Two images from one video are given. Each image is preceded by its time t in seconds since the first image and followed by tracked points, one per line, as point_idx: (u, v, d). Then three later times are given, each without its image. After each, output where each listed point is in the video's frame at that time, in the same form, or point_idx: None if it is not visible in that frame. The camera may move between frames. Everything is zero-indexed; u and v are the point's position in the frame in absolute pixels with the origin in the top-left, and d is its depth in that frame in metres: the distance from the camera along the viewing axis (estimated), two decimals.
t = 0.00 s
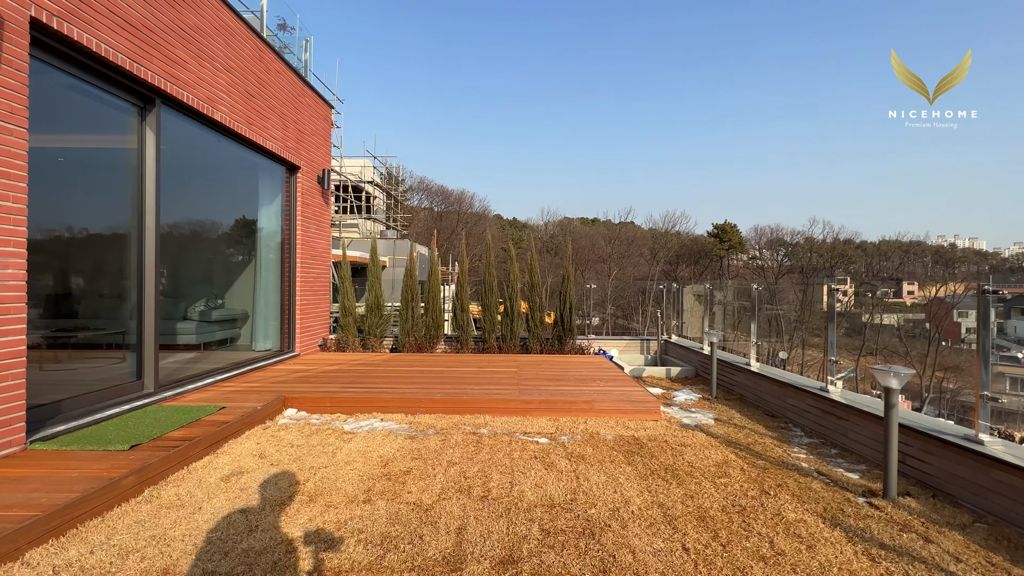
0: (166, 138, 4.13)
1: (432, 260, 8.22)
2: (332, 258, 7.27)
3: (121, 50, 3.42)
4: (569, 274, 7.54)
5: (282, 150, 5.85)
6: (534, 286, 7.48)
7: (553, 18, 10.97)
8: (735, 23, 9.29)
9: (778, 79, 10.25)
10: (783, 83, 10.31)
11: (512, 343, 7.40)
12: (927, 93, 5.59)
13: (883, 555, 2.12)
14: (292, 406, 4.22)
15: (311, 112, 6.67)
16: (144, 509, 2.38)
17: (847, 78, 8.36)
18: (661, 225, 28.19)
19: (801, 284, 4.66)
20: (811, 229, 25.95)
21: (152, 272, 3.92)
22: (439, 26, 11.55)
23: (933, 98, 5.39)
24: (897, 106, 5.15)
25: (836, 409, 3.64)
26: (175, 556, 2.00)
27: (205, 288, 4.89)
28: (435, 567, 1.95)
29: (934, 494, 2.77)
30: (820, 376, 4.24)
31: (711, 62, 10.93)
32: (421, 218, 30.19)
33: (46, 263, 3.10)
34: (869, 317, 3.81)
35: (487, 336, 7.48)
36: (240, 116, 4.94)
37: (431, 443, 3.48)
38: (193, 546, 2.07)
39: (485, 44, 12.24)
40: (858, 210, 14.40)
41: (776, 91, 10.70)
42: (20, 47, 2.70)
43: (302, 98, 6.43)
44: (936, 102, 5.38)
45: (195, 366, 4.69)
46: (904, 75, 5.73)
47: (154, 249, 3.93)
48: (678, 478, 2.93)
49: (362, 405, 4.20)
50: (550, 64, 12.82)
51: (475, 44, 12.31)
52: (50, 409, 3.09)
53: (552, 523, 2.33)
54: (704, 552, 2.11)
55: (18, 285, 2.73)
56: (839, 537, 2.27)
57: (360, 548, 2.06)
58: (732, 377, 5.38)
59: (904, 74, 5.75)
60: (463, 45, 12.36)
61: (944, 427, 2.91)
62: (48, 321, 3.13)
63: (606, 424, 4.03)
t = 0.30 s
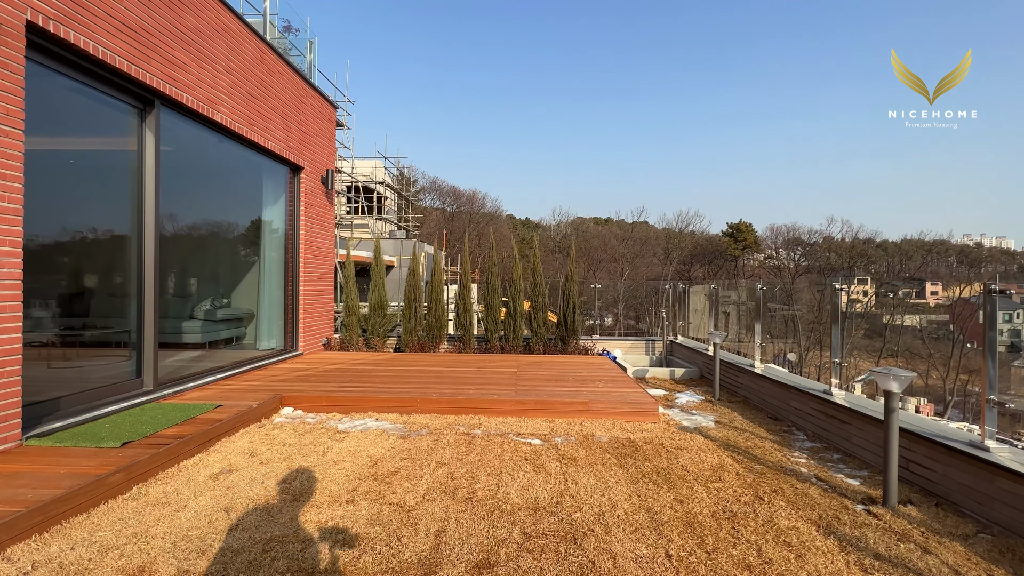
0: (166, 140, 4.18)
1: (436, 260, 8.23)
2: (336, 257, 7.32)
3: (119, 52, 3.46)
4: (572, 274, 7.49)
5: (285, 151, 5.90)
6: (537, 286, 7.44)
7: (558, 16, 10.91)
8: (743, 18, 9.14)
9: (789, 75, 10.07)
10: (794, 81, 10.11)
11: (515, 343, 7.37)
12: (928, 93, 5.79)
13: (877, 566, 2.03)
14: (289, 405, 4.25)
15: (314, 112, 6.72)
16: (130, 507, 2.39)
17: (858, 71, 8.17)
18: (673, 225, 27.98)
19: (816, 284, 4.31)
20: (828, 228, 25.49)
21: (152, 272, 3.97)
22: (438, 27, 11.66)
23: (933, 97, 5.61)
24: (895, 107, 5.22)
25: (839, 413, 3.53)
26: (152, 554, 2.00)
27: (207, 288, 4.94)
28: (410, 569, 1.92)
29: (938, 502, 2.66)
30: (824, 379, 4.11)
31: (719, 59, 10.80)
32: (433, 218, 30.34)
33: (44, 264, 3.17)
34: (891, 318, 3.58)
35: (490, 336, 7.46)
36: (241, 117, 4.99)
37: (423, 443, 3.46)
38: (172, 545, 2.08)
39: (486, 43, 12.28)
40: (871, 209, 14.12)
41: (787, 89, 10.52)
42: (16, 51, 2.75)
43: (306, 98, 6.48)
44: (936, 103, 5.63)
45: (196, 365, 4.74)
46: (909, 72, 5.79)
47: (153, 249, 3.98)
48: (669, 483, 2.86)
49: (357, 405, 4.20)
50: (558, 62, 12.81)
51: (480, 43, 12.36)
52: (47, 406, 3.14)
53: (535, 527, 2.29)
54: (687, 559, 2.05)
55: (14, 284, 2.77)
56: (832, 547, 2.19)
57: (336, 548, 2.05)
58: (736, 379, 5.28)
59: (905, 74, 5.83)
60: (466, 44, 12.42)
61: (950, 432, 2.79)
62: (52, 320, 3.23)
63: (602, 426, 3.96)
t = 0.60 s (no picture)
0: (170, 142, 4.24)
1: (441, 260, 8.25)
2: (342, 258, 7.38)
3: (122, 57, 3.54)
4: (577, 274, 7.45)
5: (290, 152, 5.96)
6: (542, 286, 7.41)
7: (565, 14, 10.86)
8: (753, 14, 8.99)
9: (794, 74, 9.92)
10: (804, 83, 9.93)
11: (519, 343, 7.36)
12: (929, 92, 5.83)
13: None
14: (289, 404, 4.30)
15: (320, 114, 6.79)
16: (123, 504, 2.43)
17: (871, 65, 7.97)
18: (688, 224, 27.71)
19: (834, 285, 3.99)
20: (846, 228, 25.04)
21: (159, 272, 4.04)
22: (438, 27, 11.71)
23: (933, 97, 5.64)
24: (896, 108, 5.20)
25: (844, 417, 3.43)
26: (138, 551, 2.03)
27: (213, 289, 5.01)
28: (390, 571, 1.91)
29: (942, 511, 2.57)
30: (829, 381, 4.01)
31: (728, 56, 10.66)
32: (446, 219, 30.50)
33: (62, 265, 3.32)
34: (912, 320, 3.26)
35: (495, 336, 7.45)
36: (245, 120, 5.06)
37: (417, 444, 3.45)
38: (159, 542, 2.10)
39: (486, 44, 12.31)
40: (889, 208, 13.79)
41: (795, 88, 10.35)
42: (19, 57, 2.81)
43: (311, 100, 6.55)
44: (937, 102, 5.68)
45: (201, 364, 4.81)
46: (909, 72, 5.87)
47: (157, 249, 4.03)
48: (663, 487, 2.81)
49: (356, 405, 4.22)
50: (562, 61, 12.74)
51: (484, 44, 12.37)
52: (51, 404, 3.21)
53: (521, 531, 2.26)
54: (673, 566, 2.01)
55: (17, 284, 2.84)
56: (826, 556, 2.12)
57: (318, 548, 2.05)
58: (741, 381, 5.18)
59: (905, 74, 5.92)
60: (467, 44, 12.44)
61: (957, 438, 2.68)
62: (70, 320, 3.41)
63: (600, 428, 3.92)
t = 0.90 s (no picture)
0: (176, 146, 4.33)
1: (447, 261, 8.28)
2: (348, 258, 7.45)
3: (127, 62, 3.62)
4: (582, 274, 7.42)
5: (296, 154, 6.03)
6: (546, 286, 7.40)
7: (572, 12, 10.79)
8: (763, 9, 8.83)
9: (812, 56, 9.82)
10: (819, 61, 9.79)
11: (523, 343, 7.34)
12: (930, 92, 6.01)
13: None
14: (291, 403, 4.35)
15: (326, 116, 6.87)
16: (120, 499, 2.47)
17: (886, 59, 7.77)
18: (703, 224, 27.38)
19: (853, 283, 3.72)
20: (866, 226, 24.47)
21: (166, 274, 4.14)
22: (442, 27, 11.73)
23: (934, 97, 5.75)
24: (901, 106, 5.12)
25: (847, 421, 3.35)
26: (129, 546, 2.06)
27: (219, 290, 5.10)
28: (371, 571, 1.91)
29: (944, 519, 2.48)
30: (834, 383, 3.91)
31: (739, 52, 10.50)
32: (458, 219, 30.61)
33: (87, 265, 3.51)
34: (937, 321, 3.00)
35: (500, 337, 7.45)
36: (251, 122, 5.14)
37: (413, 443, 3.46)
38: (151, 538, 2.14)
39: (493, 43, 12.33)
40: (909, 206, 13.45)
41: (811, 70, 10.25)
42: (24, 63, 2.89)
43: (318, 102, 6.63)
44: (935, 103, 5.88)
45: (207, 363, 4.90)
46: (910, 72, 6.01)
47: (162, 252, 4.12)
48: (656, 489, 2.77)
49: (356, 404, 4.25)
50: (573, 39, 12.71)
51: (497, 23, 12.44)
52: (58, 401, 3.29)
53: (507, 533, 2.25)
54: (659, 571, 1.98)
55: (23, 284, 2.92)
56: (819, 563, 2.06)
57: (303, 546, 2.07)
58: (746, 383, 5.10)
59: (906, 74, 6.08)
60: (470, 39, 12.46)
61: (961, 444, 2.60)
62: (86, 318, 3.52)
63: (598, 430, 3.89)
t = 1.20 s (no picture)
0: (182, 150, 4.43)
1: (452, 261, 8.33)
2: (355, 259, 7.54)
3: (133, 68, 3.72)
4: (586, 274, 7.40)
5: (302, 156, 6.13)
6: (550, 286, 7.40)
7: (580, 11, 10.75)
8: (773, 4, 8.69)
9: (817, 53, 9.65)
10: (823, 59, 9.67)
11: (528, 344, 7.35)
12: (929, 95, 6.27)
13: None
14: (292, 402, 4.43)
15: (333, 118, 6.97)
16: (118, 494, 2.55)
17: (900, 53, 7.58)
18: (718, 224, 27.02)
19: (875, 281, 3.42)
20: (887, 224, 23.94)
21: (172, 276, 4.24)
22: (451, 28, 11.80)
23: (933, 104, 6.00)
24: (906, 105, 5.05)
25: (847, 425, 3.28)
26: (121, 540, 2.12)
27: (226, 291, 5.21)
28: (351, 568, 1.94)
29: (940, 527, 2.42)
30: (836, 386, 3.83)
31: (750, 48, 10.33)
32: (471, 220, 30.70)
33: (111, 264, 3.74)
34: (963, 322, 2.68)
35: (504, 337, 7.47)
36: (256, 125, 5.23)
37: (408, 443, 3.50)
38: (142, 532, 2.20)
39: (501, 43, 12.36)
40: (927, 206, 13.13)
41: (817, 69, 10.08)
42: (32, 71, 2.98)
43: (324, 105, 6.72)
44: (936, 102, 6.22)
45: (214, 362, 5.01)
46: (909, 71, 6.32)
47: (169, 253, 4.22)
48: (646, 492, 2.75)
49: (355, 403, 4.31)
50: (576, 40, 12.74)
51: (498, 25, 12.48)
52: (66, 398, 3.40)
53: (490, 533, 2.26)
54: (639, 573, 1.97)
55: (31, 285, 3.01)
56: (804, 569, 2.03)
57: (288, 543, 2.11)
58: (749, 386, 5.03)
59: (906, 73, 6.37)
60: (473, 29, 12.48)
61: (960, 449, 2.53)
62: (103, 317, 3.69)
63: (594, 431, 3.87)
